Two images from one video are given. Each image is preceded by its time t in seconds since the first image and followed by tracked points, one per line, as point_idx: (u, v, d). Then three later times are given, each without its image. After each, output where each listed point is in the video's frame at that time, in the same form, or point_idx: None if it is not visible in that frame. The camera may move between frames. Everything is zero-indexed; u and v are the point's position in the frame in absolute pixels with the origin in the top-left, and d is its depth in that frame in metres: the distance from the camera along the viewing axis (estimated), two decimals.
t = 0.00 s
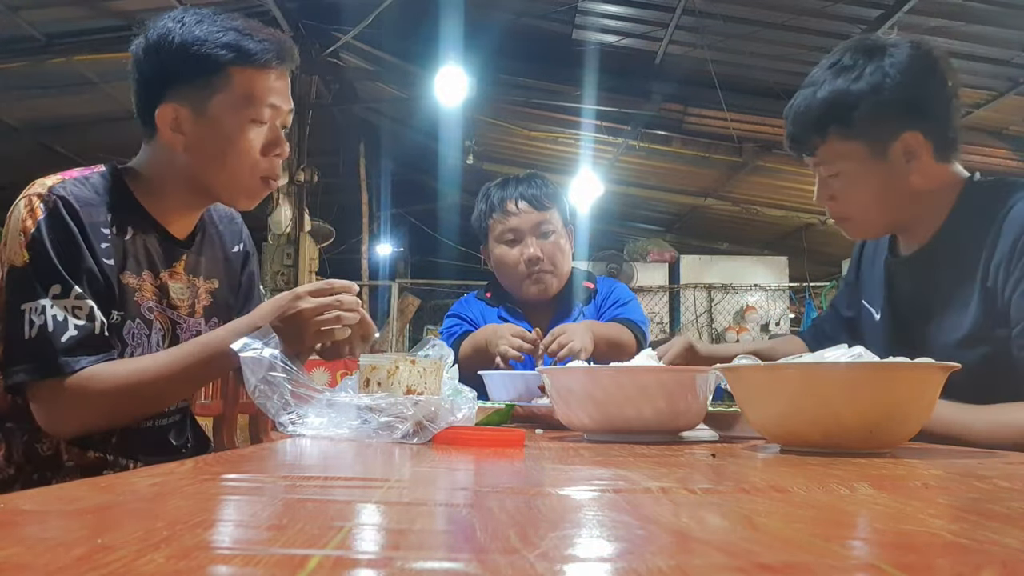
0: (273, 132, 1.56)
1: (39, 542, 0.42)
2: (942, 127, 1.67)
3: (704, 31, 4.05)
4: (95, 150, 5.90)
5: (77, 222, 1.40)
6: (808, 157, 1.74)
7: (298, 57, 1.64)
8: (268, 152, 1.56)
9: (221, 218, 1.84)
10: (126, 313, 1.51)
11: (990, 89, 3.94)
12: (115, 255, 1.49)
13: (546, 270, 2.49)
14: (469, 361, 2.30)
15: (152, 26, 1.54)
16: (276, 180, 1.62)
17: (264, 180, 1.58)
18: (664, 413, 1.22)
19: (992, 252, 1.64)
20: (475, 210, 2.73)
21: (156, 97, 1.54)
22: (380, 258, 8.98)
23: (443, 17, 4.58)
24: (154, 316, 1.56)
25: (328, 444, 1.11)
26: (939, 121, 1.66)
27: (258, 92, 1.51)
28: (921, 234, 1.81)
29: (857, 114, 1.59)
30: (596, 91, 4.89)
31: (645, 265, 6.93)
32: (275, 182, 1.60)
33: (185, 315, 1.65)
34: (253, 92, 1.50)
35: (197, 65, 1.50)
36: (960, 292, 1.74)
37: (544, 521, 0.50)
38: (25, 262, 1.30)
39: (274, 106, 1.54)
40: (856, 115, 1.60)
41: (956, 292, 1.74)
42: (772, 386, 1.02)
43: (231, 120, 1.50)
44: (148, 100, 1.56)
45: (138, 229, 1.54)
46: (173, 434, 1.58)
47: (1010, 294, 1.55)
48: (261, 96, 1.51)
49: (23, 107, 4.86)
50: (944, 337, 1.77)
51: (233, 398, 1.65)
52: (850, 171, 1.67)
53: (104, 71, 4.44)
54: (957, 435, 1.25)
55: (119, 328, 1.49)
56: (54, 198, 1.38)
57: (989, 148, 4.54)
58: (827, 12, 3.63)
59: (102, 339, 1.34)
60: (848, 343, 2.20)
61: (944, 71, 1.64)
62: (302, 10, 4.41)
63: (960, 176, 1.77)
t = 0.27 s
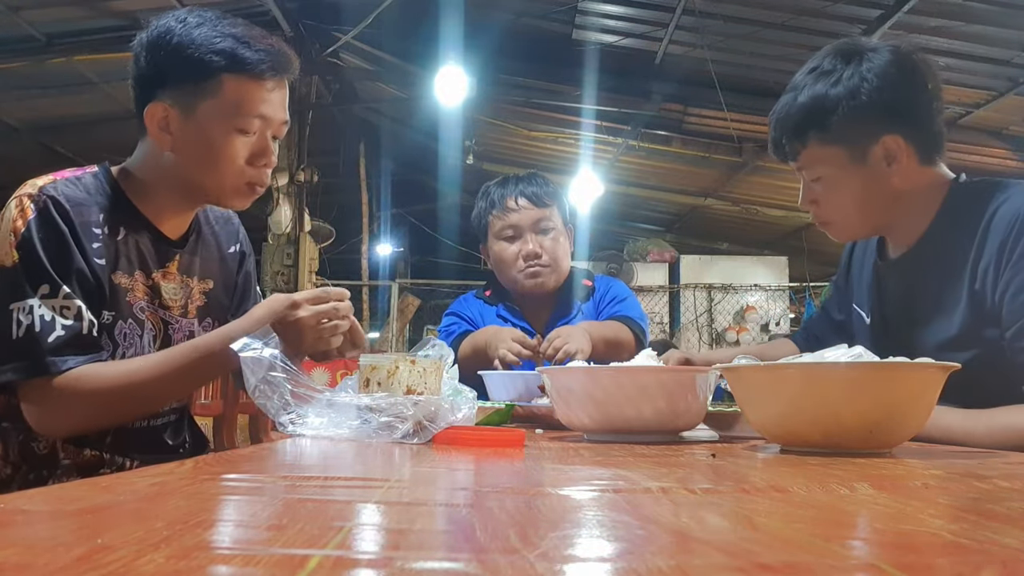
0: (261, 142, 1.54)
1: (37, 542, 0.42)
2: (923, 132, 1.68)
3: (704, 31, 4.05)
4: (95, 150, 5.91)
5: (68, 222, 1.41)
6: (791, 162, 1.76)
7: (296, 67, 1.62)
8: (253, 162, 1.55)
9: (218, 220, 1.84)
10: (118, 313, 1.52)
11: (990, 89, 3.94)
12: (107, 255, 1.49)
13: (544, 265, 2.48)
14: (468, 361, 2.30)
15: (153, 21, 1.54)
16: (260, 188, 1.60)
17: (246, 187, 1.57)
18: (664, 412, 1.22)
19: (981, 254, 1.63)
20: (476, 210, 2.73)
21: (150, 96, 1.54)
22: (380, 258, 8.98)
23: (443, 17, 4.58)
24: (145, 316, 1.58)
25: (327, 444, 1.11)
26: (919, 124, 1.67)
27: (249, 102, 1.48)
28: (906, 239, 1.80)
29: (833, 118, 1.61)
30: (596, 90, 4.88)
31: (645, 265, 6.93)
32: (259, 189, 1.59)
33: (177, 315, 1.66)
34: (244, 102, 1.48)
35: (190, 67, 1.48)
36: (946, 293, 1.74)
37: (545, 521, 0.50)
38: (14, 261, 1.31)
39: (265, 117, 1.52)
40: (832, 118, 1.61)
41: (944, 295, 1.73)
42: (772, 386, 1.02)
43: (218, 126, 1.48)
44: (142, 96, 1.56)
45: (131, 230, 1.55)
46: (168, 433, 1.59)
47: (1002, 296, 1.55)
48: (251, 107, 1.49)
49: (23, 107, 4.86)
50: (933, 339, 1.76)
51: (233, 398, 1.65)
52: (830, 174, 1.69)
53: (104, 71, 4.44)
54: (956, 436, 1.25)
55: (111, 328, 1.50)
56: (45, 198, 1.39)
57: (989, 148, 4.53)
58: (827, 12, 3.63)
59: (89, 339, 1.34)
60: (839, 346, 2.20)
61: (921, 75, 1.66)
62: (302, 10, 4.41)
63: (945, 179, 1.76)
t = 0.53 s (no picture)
0: (259, 143, 1.54)
1: (37, 542, 0.42)
2: (919, 131, 1.67)
3: (704, 31, 4.05)
4: (95, 150, 5.90)
5: (63, 224, 1.41)
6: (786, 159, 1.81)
7: (294, 67, 1.62)
8: (251, 164, 1.55)
9: (219, 220, 1.85)
10: (115, 316, 1.53)
11: (990, 89, 3.94)
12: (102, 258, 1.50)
13: (542, 262, 2.48)
14: (468, 359, 2.30)
15: (149, 22, 1.54)
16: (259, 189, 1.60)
17: (244, 188, 1.57)
18: (664, 412, 1.22)
19: (979, 253, 1.63)
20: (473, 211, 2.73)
21: (146, 98, 1.54)
22: (380, 258, 8.97)
23: (443, 17, 4.58)
24: (143, 318, 1.58)
25: (327, 444, 1.11)
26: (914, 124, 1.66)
27: (246, 103, 1.48)
28: (904, 238, 1.80)
29: (814, 118, 1.65)
30: (596, 91, 4.88)
31: (645, 265, 6.93)
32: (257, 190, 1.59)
33: (175, 316, 1.66)
34: (242, 103, 1.48)
35: (185, 68, 1.48)
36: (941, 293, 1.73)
37: (545, 521, 0.50)
38: (8, 264, 1.31)
39: (263, 118, 1.51)
40: (812, 119, 1.66)
41: (939, 293, 1.73)
42: (772, 386, 1.02)
43: (215, 128, 1.48)
44: (139, 97, 1.57)
45: (128, 231, 1.55)
46: (166, 434, 1.59)
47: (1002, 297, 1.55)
48: (248, 109, 1.48)
49: (23, 107, 4.86)
50: (929, 338, 1.76)
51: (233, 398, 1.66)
52: (815, 172, 1.73)
53: (104, 71, 4.44)
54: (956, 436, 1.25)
55: (106, 331, 1.51)
56: (40, 200, 1.38)
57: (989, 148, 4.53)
58: (827, 12, 3.63)
59: (81, 344, 1.33)
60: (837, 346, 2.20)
61: (920, 74, 1.64)
62: (302, 10, 4.40)
63: (942, 179, 1.76)
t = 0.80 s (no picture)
0: (259, 143, 1.54)
1: (37, 541, 0.42)
2: (917, 131, 1.67)
3: (704, 31, 4.05)
4: (95, 150, 5.90)
5: (60, 229, 1.41)
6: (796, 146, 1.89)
7: (294, 63, 1.61)
8: (251, 165, 1.55)
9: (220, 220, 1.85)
10: (113, 321, 1.53)
11: (990, 89, 3.94)
12: (101, 262, 1.50)
13: (537, 263, 2.48)
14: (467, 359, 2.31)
15: (146, 21, 1.53)
16: (261, 189, 1.61)
17: (245, 190, 1.58)
18: (664, 412, 1.22)
19: (963, 248, 1.62)
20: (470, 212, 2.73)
21: (146, 99, 1.54)
22: (380, 258, 8.98)
23: (443, 17, 4.58)
24: (144, 322, 1.58)
25: (327, 444, 1.11)
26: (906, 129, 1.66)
27: (244, 104, 1.48)
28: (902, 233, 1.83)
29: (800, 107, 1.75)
30: (596, 90, 4.88)
31: (645, 265, 6.93)
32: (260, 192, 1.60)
33: (176, 319, 1.66)
34: (241, 104, 1.48)
35: (183, 70, 1.48)
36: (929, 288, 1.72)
37: (545, 521, 0.50)
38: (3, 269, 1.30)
39: (263, 118, 1.52)
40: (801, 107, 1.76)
41: (927, 289, 1.71)
42: (772, 385, 1.02)
43: (214, 129, 1.48)
44: (138, 97, 1.57)
45: (127, 234, 1.55)
46: (167, 435, 1.59)
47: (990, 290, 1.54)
48: (248, 109, 1.49)
49: (23, 107, 4.85)
50: (921, 334, 1.75)
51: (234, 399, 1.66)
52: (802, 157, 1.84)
53: (104, 71, 4.44)
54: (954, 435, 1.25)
55: (105, 336, 1.51)
56: (38, 206, 1.38)
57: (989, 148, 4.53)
58: (827, 12, 3.63)
59: (71, 353, 1.35)
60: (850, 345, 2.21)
61: (920, 80, 1.62)
62: (302, 10, 4.39)
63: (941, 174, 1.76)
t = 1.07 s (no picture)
0: (258, 145, 1.54)
1: (36, 542, 0.42)
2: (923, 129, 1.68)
3: (704, 31, 4.05)
4: (95, 151, 5.90)
5: (57, 233, 1.39)
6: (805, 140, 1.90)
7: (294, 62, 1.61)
8: (253, 165, 1.55)
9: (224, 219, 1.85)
10: (114, 323, 1.53)
11: (990, 89, 3.94)
12: (100, 265, 1.49)
13: (537, 263, 2.48)
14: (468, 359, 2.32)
15: (145, 21, 1.53)
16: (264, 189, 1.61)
17: (247, 190, 1.58)
18: (664, 412, 1.22)
19: (966, 245, 1.62)
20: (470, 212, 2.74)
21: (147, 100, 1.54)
22: (380, 257, 8.98)
23: (443, 17, 4.58)
24: (144, 324, 1.59)
25: (328, 444, 1.11)
26: (916, 124, 1.67)
27: (244, 105, 1.48)
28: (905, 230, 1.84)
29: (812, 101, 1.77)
30: (596, 90, 4.88)
31: (645, 265, 6.93)
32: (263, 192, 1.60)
33: (177, 320, 1.67)
34: (240, 104, 1.48)
35: (183, 70, 1.48)
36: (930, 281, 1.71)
37: (545, 521, 0.50)
38: None
39: (263, 119, 1.52)
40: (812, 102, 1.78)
41: (929, 286, 1.71)
42: (772, 385, 1.02)
43: (214, 130, 1.49)
44: (139, 98, 1.57)
45: (127, 235, 1.54)
46: (168, 437, 1.59)
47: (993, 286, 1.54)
48: (248, 110, 1.49)
49: (23, 108, 4.86)
50: (920, 332, 1.74)
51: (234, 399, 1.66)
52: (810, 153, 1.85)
53: (104, 71, 4.44)
54: (953, 434, 1.25)
55: (105, 338, 1.51)
56: (37, 210, 1.36)
57: (989, 148, 4.53)
58: (827, 12, 3.63)
59: (62, 359, 1.32)
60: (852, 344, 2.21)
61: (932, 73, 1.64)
62: (302, 10, 4.38)
63: (944, 171, 1.75)
